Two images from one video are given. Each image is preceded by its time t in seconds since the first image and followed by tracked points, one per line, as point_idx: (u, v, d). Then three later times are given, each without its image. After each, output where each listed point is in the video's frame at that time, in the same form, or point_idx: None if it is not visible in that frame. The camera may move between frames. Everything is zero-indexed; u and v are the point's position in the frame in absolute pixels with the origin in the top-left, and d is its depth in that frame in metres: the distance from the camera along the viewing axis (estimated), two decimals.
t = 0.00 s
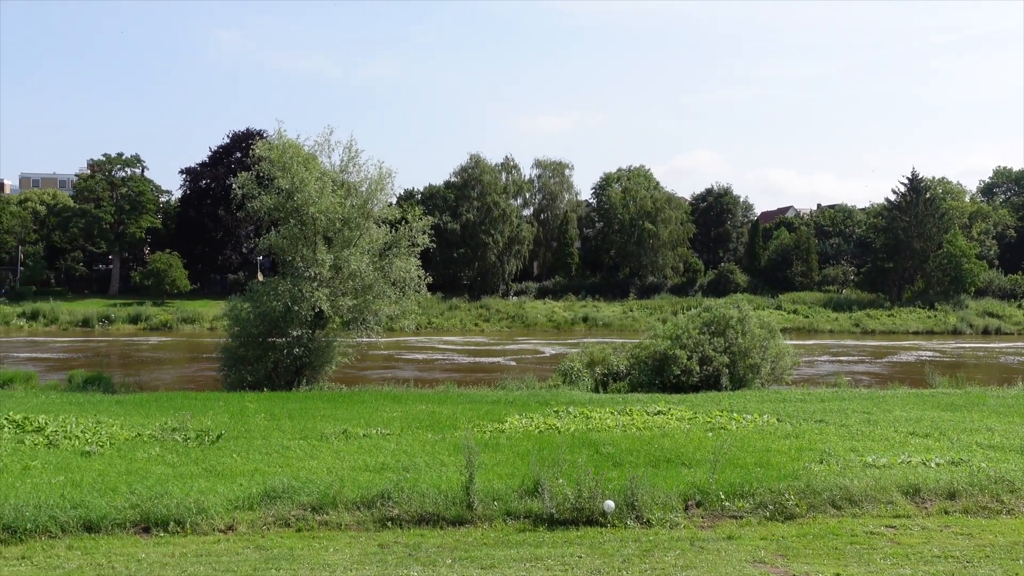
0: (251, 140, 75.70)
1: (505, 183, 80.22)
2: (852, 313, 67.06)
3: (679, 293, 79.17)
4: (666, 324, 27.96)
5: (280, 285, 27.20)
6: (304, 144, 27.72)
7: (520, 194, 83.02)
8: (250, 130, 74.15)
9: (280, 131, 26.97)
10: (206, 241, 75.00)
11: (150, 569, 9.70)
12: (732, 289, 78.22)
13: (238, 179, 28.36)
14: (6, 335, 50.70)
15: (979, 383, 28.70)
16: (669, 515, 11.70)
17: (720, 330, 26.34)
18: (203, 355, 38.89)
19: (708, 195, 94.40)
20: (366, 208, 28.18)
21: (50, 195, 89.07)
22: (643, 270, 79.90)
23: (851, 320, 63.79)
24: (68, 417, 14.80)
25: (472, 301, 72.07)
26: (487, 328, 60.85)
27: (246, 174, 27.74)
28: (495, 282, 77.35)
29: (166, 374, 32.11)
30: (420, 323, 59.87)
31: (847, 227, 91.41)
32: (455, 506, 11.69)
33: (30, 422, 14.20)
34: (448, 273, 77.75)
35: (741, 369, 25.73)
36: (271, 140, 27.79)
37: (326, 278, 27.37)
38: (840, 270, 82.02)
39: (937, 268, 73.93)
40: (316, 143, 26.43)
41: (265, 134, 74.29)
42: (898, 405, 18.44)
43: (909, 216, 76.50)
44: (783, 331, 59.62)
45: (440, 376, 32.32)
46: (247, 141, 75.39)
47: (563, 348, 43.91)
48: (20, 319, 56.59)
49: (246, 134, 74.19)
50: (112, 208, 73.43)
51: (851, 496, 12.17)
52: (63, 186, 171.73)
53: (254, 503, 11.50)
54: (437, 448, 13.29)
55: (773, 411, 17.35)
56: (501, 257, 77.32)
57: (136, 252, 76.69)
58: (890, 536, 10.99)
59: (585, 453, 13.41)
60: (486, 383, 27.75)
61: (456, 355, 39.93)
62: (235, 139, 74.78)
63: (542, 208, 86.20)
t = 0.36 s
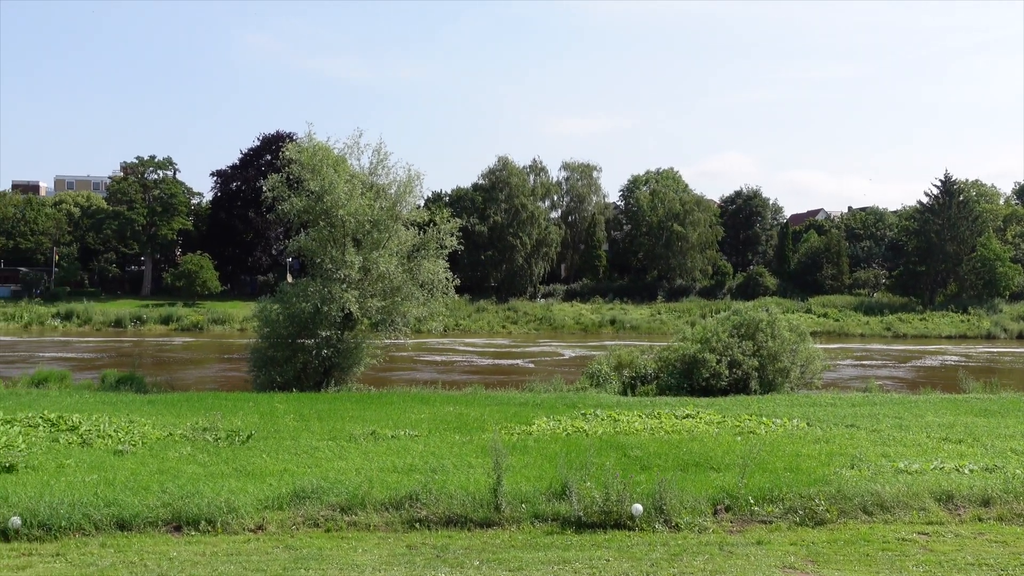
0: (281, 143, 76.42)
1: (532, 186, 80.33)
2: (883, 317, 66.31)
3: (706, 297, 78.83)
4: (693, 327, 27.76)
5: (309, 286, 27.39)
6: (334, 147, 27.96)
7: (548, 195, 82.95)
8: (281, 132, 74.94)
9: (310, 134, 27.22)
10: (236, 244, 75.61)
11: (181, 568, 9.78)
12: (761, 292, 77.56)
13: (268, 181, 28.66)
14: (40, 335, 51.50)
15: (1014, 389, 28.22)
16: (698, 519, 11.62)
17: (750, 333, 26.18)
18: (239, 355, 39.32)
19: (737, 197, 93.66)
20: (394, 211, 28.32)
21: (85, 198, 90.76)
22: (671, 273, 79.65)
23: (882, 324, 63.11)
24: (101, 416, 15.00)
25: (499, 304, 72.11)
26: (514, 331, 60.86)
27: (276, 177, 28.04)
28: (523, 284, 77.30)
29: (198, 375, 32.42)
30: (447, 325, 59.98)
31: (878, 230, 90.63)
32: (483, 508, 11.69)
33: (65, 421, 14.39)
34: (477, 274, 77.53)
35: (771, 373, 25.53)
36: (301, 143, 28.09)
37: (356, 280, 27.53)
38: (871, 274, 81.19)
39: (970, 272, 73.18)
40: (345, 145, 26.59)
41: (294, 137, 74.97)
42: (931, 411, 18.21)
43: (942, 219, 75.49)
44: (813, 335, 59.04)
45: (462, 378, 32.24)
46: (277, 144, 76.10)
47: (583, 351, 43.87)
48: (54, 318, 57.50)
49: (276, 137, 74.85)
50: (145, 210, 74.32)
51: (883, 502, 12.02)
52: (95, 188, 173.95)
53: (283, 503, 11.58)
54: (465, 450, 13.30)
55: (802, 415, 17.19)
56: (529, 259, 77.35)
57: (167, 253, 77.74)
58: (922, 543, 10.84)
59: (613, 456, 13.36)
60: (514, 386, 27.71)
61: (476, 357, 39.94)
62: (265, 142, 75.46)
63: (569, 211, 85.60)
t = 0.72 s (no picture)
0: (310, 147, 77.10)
1: (560, 189, 80.23)
2: (914, 322, 65.53)
3: (734, 300, 77.86)
4: (721, 331, 27.60)
5: (338, 288, 27.56)
6: (363, 150, 28.24)
7: (575, 198, 83.32)
8: (311, 135, 75.65)
9: (340, 137, 27.52)
10: (265, 246, 76.18)
11: (211, 567, 9.84)
12: (790, 296, 76.50)
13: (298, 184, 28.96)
14: (72, 335, 52.26)
15: None
16: (726, 524, 11.53)
17: (779, 338, 25.98)
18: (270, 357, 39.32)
19: (766, 201, 93.69)
20: (422, 213, 28.49)
21: (117, 201, 92.04)
22: (699, 276, 79.43)
23: (913, 329, 62.32)
24: (133, 416, 15.18)
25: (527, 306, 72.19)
26: (541, 334, 60.84)
27: (306, 180, 28.36)
28: (550, 287, 76.77)
29: (227, 376, 32.54)
30: (474, 328, 60.05)
31: (909, 234, 89.87)
32: (510, 511, 11.67)
33: (97, 420, 14.57)
34: (503, 277, 78.24)
35: (800, 378, 25.33)
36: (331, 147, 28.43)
37: (384, 283, 27.67)
38: (903, 277, 78.54)
39: (1004, 276, 72.31)
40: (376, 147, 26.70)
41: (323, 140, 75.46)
42: (963, 417, 17.99)
43: (975, 223, 74.74)
44: (843, 339, 58.48)
45: (481, 381, 32.22)
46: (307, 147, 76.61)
47: (603, 354, 43.74)
48: (87, 319, 58.33)
49: (305, 140, 75.46)
50: (175, 212, 75.37)
51: (914, 509, 11.86)
52: (127, 191, 176.16)
53: (312, 504, 11.64)
54: (492, 453, 13.30)
55: (832, 421, 17.02)
56: (556, 262, 77.04)
57: (198, 255, 78.69)
58: (955, 550, 10.68)
59: (640, 460, 13.31)
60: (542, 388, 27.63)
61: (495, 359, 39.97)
62: (295, 145, 76.07)
63: (597, 214, 86.55)
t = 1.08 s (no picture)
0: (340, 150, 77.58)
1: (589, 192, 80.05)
2: (949, 325, 64.68)
3: (765, 303, 77.14)
4: (751, 335, 27.44)
5: (368, 292, 27.72)
6: (393, 154, 28.49)
7: (604, 202, 82.47)
8: (341, 139, 76.16)
9: (370, 141, 27.79)
10: (296, 249, 76.30)
11: (243, 568, 9.90)
12: (822, 299, 76.21)
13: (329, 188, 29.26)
14: (106, 338, 53.04)
15: None
16: (758, 529, 11.43)
17: (812, 341, 25.79)
18: (304, 360, 39.44)
19: (796, 203, 92.96)
20: (451, 217, 28.66)
21: (151, 206, 93.38)
22: (729, 279, 79.12)
23: (948, 332, 61.50)
24: (167, 418, 15.34)
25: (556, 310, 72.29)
26: (570, 337, 60.82)
27: (336, 184, 28.65)
28: (578, 290, 76.76)
29: (260, 378, 32.79)
30: (503, 331, 60.12)
31: (943, 236, 88.65)
32: (540, 515, 11.64)
33: (132, 422, 14.76)
34: (532, 281, 78.95)
35: (833, 382, 25.09)
36: (361, 151, 28.70)
37: (413, 286, 27.80)
38: (936, 280, 78.15)
39: None
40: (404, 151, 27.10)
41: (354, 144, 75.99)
42: (1000, 422, 17.68)
43: (1011, 224, 73.65)
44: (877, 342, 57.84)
45: (502, 384, 32.19)
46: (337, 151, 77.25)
47: (626, 357, 43.62)
48: (121, 323, 59.13)
49: (335, 144, 76.15)
50: (208, 217, 75.80)
51: (950, 515, 11.68)
52: (161, 196, 178.45)
53: (343, 506, 11.69)
54: (521, 457, 13.30)
55: (864, 425, 16.82)
56: (585, 266, 77.06)
57: (229, 258, 79.41)
58: (992, 557, 10.51)
59: (671, 463, 13.25)
60: (571, 392, 27.52)
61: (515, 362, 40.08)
62: (325, 149, 76.77)
63: (626, 217, 85.27)
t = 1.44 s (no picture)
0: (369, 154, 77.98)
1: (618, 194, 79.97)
2: (984, 328, 63.80)
3: (795, 306, 77.15)
4: (782, 338, 27.31)
5: (397, 295, 27.83)
6: (422, 156, 28.57)
7: (633, 204, 82.76)
8: (370, 143, 76.69)
9: (399, 144, 27.89)
10: (325, 251, 76.83)
11: (274, 568, 9.96)
12: (854, 302, 75.66)
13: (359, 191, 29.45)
14: (140, 339, 53.82)
15: None
16: (789, 534, 11.32)
17: (844, 345, 25.54)
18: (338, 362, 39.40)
19: (828, 205, 92.67)
20: (480, 219, 28.72)
21: (183, 208, 94.31)
22: (758, 282, 78.30)
23: (983, 336, 60.70)
24: (199, 418, 15.48)
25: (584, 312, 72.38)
26: (599, 339, 60.84)
27: (366, 186, 28.79)
28: (607, 293, 76.94)
29: (293, 381, 32.75)
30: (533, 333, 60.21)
31: (978, 239, 87.33)
32: (569, 518, 11.60)
33: (165, 422, 14.93)
34: (561, 283, 78.16)
35: (865, 386, 24.88)
36: (391, 153, 28.81)
37: (442, 288, 27.85)
38: (971, 283, 77.01)
39: None
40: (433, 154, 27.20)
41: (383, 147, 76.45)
42: None
43: None
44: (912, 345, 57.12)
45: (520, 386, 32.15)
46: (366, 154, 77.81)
47: (648, 360, 43.47)
48: (154, 324, 59.94)
49: (366, 147, 76.66)
50: (239, 219, 76.97)
51: (986, 522, 11.49)
52: (194, 200, 180.71)
53: (373, 507, 11.73)
54: (551, 459, 13.28)
55: (898, 430, 16.61)
56: (613, 268, 76.99)
57: (261, 260, 80.23)
58: None
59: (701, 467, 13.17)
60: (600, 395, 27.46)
61: (535, 364, 40.24)
62: (355, 152, 77.33)
63: (655, 219, 85.40)
